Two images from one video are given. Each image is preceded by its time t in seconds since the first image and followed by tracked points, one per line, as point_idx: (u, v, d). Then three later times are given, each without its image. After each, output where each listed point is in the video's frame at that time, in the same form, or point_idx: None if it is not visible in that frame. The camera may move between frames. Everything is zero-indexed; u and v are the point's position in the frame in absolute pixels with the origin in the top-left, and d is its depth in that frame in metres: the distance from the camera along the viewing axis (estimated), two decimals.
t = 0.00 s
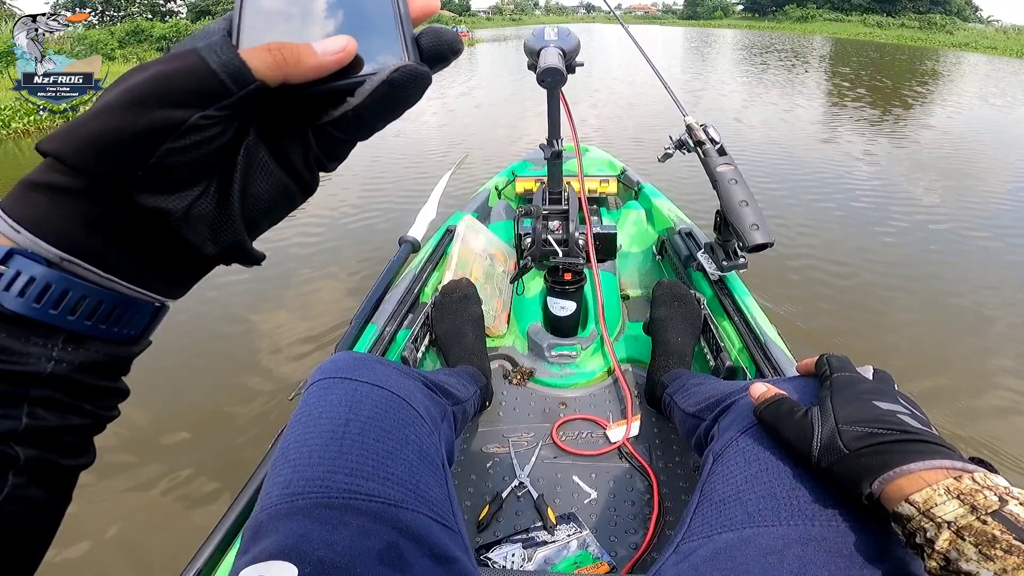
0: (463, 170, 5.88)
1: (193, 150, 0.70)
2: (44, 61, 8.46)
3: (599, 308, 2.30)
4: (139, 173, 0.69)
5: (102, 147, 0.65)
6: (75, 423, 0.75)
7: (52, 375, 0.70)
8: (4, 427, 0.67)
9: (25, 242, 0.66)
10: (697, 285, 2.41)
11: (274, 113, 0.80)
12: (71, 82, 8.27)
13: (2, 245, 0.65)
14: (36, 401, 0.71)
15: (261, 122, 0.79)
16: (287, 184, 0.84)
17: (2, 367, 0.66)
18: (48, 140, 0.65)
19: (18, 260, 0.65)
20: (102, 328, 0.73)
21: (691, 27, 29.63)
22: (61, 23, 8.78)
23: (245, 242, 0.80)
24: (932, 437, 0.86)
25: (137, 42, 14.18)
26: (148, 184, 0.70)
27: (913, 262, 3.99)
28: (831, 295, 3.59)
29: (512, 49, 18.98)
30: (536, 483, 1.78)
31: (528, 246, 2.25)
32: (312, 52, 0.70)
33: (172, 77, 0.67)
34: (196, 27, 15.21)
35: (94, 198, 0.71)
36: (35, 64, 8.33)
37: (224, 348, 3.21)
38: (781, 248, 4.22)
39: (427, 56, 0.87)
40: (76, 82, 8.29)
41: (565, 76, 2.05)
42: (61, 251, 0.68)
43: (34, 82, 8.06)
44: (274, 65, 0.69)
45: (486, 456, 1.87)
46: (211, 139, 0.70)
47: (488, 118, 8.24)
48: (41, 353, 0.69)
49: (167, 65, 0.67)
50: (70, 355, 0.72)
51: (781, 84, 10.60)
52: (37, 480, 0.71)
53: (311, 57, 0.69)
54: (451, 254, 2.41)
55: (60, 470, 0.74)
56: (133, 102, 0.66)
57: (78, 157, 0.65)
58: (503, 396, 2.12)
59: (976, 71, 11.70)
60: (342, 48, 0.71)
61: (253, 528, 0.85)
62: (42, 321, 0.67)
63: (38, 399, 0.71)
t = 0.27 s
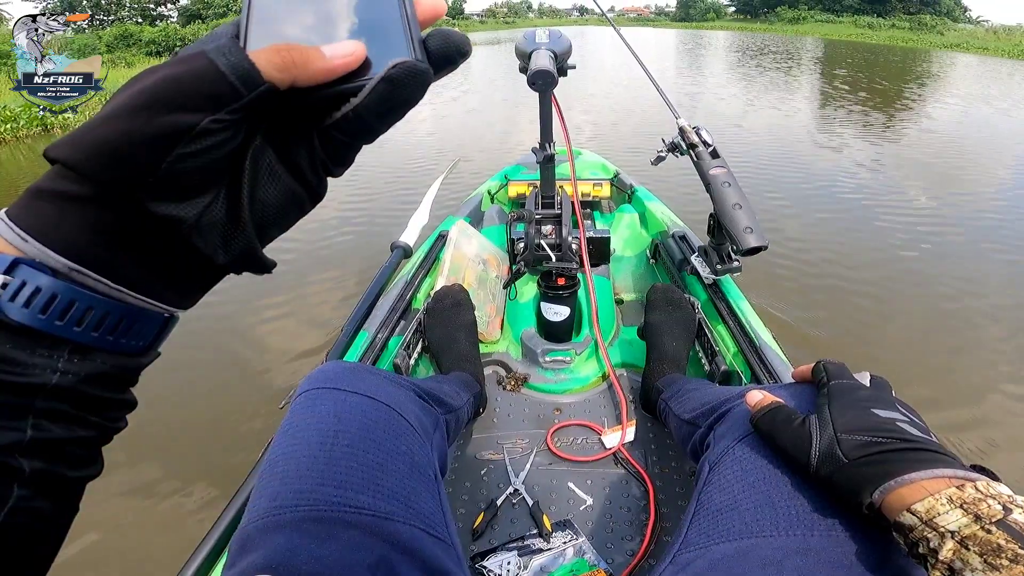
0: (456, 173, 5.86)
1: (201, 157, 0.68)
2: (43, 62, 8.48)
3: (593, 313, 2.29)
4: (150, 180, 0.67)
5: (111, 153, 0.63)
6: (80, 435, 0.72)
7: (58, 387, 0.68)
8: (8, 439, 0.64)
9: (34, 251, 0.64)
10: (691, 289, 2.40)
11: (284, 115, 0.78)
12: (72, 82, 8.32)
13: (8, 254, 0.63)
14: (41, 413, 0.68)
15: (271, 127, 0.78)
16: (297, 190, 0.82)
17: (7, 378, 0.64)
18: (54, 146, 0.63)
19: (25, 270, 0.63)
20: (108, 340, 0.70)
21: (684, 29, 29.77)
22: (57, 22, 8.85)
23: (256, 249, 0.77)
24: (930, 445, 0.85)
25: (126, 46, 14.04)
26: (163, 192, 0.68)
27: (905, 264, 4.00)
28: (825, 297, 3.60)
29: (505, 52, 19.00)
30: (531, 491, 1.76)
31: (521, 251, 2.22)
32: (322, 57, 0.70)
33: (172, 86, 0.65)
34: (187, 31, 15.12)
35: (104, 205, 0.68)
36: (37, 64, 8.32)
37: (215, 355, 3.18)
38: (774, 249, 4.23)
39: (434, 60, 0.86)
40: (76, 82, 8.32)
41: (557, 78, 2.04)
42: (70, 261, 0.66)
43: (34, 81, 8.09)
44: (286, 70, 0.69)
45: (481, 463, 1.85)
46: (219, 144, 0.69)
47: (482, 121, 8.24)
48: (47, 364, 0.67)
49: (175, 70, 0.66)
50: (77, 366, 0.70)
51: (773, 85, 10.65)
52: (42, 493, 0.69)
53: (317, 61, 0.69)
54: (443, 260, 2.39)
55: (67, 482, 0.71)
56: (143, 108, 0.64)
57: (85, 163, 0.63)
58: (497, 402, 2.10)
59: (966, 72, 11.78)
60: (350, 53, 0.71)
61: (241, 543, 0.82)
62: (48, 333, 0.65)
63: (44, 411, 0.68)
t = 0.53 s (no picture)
0: (454, 171, 5.81)
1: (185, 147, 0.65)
2: (44, 60, 7.77)
3: (591, 312, 2.27)
4: (133, 170, 0.64)
5: (91, 143, 0.61)
6: (64, 431, 0.70)
7: (36, 382, 0.66)
8: None
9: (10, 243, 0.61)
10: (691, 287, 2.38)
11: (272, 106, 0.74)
12: (71, 82, 7.58)
13: None
14: (22, 409, 0.66)
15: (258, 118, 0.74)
16: (281, 181, 0.78)
17: None
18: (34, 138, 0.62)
19: None
20: (87, 333, 0.67)
21: (682, 26, 29.71)
22: (62, 20, 7.94)
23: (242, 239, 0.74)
24: (942, 450, 0.82)
25: (116, 43, 13.81)
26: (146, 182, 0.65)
27: (906, 262, 3.97)
28: (824, 295, 3.58)
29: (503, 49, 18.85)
30: (529, 492, 1.73)
31: (519, 249, 2.20)
32: (310, 50, 0.67)
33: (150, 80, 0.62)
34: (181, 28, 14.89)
35: (85, 196, 0.65)
36: (36, 63, 7.62)
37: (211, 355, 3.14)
38: (774, 247, 4.20)
39: (421, 53, 0.83)
40: (75, 82, 7.59)
41: (555, 73, 2.01)
42: (49, 254, 0.64)
43: (34, 82, 7.49)
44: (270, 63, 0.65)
45: (478, 464, 1.83)
46: (202, 134, 0.66)
47: (480, 118, 8.17)
48: (26, 358, 0.65)
49: (158, 60, 0.63)
50: (56, 361, 0.67)
51: (773, 82, 10.60)
52: (26, 490, 0.68)
53: (302, 52, 0.66)
54: (440, 257, 2.36)
55: (51, 479, 0.70)
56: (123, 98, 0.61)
57: (63, 155, 0.62)
58: (495, 402, 2.08)
59: (966, 69, 11.75)
60: (337, 45, 0.69)
61: (229, 551, 0.79)
62: (23, 326, 0.62)
63: (25, 407, 0.66)
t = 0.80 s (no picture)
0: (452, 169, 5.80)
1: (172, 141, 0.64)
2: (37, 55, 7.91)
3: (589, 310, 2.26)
4: (123, 165, 0.63)
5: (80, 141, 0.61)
6: (55, 425, 0.68)
7: (26, 376, 0.64)
8: None
9: None
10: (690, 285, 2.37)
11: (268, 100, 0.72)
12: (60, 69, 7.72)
13: None
14: (12, 403, 0.64)
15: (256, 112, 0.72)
16: (274, 173, 0.76)
17: None
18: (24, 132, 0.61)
19: None
20: (78, 326, 0.66)
21: (681, 23, 29.65)
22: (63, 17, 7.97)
23: (235, 232, 0.72)
24: (945, 452, 0.82)
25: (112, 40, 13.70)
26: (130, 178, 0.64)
27: (905, 259, 3.97)
28: (822, 293, 3.58)
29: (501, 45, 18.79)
30: (527, 492, 1.73)
31: (516, 248, 2.19)
32: (305, 42, 0.64)
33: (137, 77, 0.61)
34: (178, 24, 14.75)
35: (74, 190, 0.63)
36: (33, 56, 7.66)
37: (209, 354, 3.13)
38: (773, 245, 4.19)
39: (417, 46, 0.80)
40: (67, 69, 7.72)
41: (551, 70, 1.99)
42: (40, 248, 0.62)
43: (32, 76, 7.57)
44: (265, 58, 0.64)
45: (476, 463, 1.82)
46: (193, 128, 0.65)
47: (478, 116, 8.15)
48: (15, 352, 0.63)
49: (149, 52, 0.62)
50: (46, 355, 0.65)
51: (772, 79, 10.59)
52: (17, 486, 0.66)
53: (294, 48, 0.63)
54: (437, 256, 2.35)
55: (42, 474, 0.68)
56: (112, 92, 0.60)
57: (55, 148, 0.61)
58: (493, 401, 2.07)
59: (965, 66, 11.75)
60: (334, 38, 0.66)
61: (222, 556, 0.78)
62: (12, 318, 0.61)
63: (15, 401, 0.64)
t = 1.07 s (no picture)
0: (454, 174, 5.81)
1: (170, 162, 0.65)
2: (46, 61, 7.99)
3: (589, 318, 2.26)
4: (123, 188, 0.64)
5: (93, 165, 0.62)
6: (58, 451, 0.70)
7: (29, 408, 0.66)
8: None
9: None
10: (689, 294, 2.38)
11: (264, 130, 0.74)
12: (72, 82, 7.81)
13: None
14: (16, 430, 0.66)
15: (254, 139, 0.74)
16: (276, 204, 0.77)
17: None
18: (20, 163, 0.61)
19: None
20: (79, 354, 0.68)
21: (681, 29, 29.75)
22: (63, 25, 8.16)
23: (234, 262, 0.73)
24: (945, 465, 0.82)
25: (115, 45, 13.67)
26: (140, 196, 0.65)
27: (905, 267, 3.97)
28: (823, 300, 3.58)
29: (503, 51, 18.83)
30: (526, 500, 1.72)
31: (516, 257, 2.20)
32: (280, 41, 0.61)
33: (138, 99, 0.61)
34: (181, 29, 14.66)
35: (73, 216, 0.65)
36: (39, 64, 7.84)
37: (210, 358, 3.14)
38: (774, 251, 4.20)
39: (410, 75, 0.80)
40: (76, 82, 7.82)
41: (552, 80, 2.01)
42: (40, 280, 0.64)
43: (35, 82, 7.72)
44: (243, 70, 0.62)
45: (475, 472, 1.82)
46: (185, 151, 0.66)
47: (480, 121, 8.17)
48: (18, 384, 0.65)
49: (129, 76, 0.62)
50: (50, 386, 0.67)
51: (773, 86, 10.61)
52: (18, 508, 0.67)
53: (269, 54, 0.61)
54: (437, 264, 2.36)
55: (45, 498, 0.70)
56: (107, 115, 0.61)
57: (50, 177, 0.61)
58: (492, 410, 2.07)
59: (966, 73, 11.78)
60: (315, 34, 0.63)
61: (223, 566, 0.78)
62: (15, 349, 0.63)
63: (18, 429, 0.66)
